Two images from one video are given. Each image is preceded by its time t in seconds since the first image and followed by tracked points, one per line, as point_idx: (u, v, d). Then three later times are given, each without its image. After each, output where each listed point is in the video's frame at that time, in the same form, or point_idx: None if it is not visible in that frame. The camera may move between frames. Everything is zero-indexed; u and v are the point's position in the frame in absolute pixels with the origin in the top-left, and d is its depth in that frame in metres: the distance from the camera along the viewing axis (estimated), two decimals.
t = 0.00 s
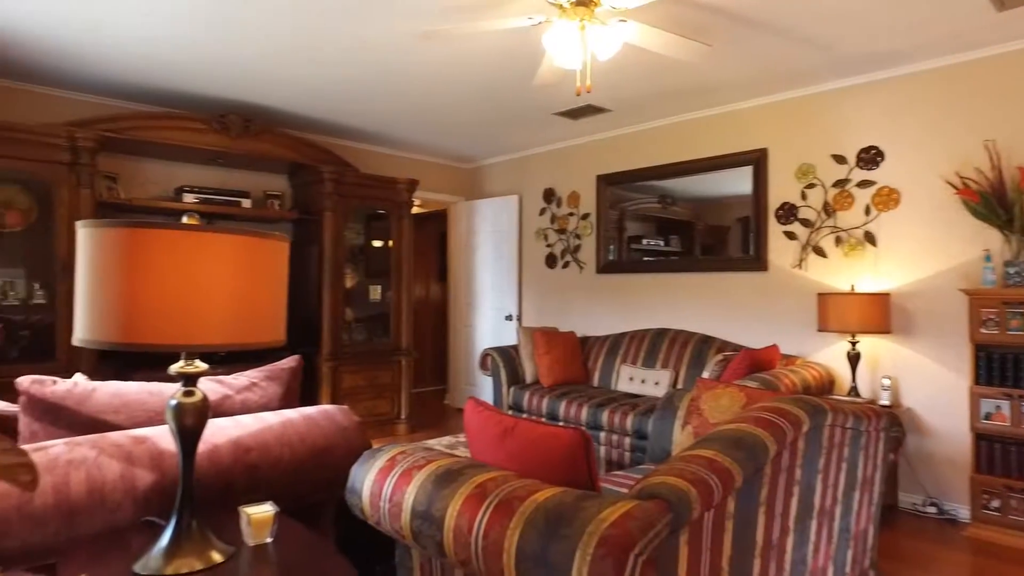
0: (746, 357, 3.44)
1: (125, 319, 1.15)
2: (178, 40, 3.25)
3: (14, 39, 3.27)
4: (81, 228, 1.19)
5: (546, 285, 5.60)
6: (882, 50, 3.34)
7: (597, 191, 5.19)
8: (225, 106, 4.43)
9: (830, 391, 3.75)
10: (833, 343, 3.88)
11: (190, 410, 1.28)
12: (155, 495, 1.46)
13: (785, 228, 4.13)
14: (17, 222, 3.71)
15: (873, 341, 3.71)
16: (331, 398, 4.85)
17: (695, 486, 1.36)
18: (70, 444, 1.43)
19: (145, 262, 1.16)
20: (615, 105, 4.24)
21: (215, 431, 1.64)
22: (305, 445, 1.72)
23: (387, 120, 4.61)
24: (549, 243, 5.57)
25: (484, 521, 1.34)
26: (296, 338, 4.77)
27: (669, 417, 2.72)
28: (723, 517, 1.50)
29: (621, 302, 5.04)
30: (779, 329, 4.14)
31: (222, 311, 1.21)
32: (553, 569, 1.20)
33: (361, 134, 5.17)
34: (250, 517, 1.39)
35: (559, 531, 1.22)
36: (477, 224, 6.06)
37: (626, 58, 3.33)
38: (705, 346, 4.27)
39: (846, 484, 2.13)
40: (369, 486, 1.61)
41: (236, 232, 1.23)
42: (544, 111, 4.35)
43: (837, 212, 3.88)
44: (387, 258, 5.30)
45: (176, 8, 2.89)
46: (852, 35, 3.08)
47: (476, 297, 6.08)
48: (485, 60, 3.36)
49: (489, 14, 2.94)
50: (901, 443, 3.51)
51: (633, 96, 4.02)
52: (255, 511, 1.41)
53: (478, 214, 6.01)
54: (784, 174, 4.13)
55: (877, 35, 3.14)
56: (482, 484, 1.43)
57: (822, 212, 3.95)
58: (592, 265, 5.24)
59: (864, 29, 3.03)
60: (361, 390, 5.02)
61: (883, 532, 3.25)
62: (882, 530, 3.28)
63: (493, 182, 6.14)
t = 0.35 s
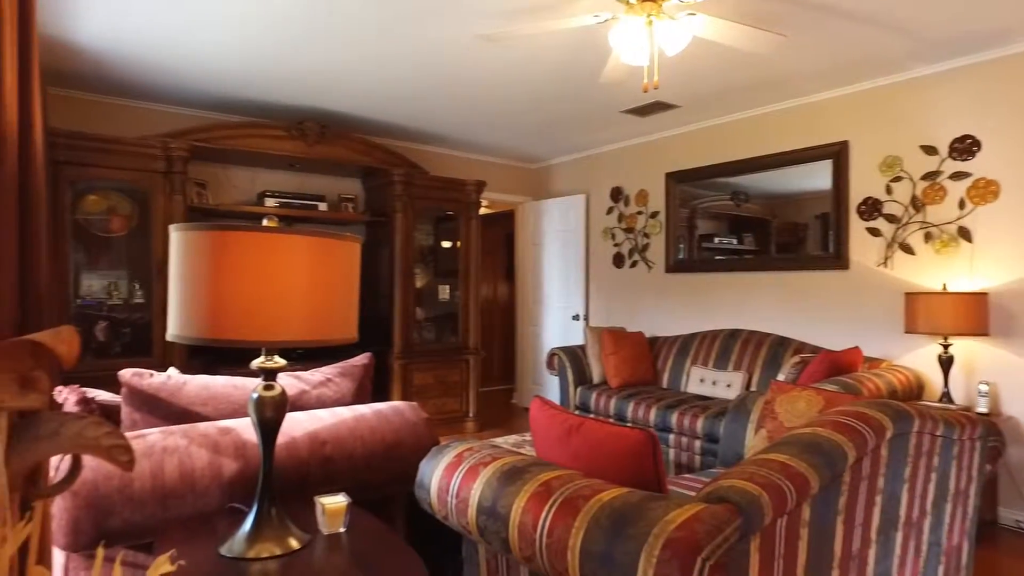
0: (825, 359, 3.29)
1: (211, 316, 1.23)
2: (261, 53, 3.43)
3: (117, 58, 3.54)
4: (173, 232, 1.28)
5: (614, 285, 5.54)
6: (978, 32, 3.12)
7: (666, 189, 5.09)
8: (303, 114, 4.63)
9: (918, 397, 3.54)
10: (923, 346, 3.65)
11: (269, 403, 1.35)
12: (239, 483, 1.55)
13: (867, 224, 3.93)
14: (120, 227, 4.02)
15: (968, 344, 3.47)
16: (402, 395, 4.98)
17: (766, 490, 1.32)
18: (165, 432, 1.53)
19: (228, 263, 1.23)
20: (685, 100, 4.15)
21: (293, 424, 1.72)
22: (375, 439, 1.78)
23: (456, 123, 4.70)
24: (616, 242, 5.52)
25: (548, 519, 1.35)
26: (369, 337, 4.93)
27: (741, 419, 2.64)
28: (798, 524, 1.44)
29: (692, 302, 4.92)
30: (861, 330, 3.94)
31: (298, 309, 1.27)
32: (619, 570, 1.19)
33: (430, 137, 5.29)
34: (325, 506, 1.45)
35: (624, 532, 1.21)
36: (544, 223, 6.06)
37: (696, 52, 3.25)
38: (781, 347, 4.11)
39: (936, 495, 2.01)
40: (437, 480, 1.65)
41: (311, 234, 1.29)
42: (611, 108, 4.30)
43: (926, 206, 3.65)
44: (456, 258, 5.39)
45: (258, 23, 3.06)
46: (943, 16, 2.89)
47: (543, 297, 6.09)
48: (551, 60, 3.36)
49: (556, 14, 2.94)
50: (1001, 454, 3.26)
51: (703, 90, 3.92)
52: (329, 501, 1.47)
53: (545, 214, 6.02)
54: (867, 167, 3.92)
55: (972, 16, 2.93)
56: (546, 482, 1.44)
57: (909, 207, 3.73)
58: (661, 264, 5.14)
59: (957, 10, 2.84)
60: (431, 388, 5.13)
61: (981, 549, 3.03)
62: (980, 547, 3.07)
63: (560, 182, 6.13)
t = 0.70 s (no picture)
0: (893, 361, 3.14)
1: (271, 313, 1.29)
2: (320, 61, 3.55)
3: (188, 70, 3.73)
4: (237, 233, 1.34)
5: (669, 284, 5.45)
6: None
7: (723, 186, 4.97)
8: (361, 118, 4.76)
9: (997, 402, 3.34)
10: (1002, 349, 3.44)
11: (325, 398, 1.40)
12: (297, 475, 1.61)
13: (940, 220, 3.73)
14: (191, 230, 4.24)
15: None
16: (456, 394, 5.05)
17: (824, 495, 1.28)
18: (228, 425, 1.61)
19: (288, 262, 1.28)
20: (742, 95, 4.05)
21: (349, 419, 1.77)
22: (427, 436, 1.81)
23: (509, 124, 4.74)
24: (671, 241, 5.43)
25: (596, 518, 1.34)
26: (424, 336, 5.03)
27: (801, 423, 2.55)
28: (858, 532, 1.39)
29: (750, 302, 4.79)
30: (933, 331, 3.75)
31: (352, 306, 1.31)
32: (667, 572, 1.17)
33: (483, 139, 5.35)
34: (377, 500, 1.49)
35: (674, 533, 1.20)
36: (597, 222, 6.02)
37: (754, 45, 3.16)
38: (845, 349, 3.94)
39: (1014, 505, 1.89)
40: (487, 477, 1.67)
41: (364, 234, 1.33)
42: (665, 105, 4.24)
43: (1006, 201, 3.44)
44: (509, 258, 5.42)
45: (317, 32, 3.16)
46: None
47: (596, 297, 6.05)
48: (602, 58, 3.34)
49: (608, 12, 2.93)
50: None
51: (762, 84, 3.81)
52: (381, 495, 1.51)
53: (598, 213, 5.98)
54: (940, 160, 3.73)
55: None
56: (595, 481, 1.44)
57: (987, 201, 3.52)
58: (718, 263, 5.02)
59: None
60: (484, 386, 5.18)
61: None
62: None
63: (613, 181, 6.08)
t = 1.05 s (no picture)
0: (948, 365, 3.02)
1: (316, 314, 1.33)
2: (363, 67, 3.62)
3: (238, 79, 3.87)
4: (284, 236, 1.39)
5: (712, 285, 5.36)
6: None
7: (768, 184, 4.86)
8: (403, 122, 4.84)
9: None
10: None
11: (367, 397, 1.43)
12: (341, 471, 1.66)
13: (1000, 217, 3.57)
14: (242, 234, 4.38)
15: None
16: (497, 394, 5.09)
17: (870, 502, 1.24)
18: (276, 422, 1.66)
19: (332, 265, 1.32)
20: (787, 92, 3.96)
21: (391, 418, 1.81)
22: (467, 435, 1.83)
23: (549, 125, 4.75)
24: (715, 241, 5.34)
25: (634, 520, 1.34)
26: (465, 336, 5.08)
27: (850, 427, 2.48)
28: (907, 540, 1.35)
29: (797, 303, 4.67)
30: (993, 333, 3.59)
31: (393, 308, 1.34)
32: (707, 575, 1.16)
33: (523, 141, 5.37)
34: (418, 497, 1.52)
35: (713, 537, 1.19)
36: (638, 222, 5.97)
37: (799, 40, 3.09)
38: (898, 351, 3.81)
39: None
40: (526, 477, 1.69)
41: (405, 237, 1.36)
42: (707, 104, 4.18)
43: None
44: (549, 259, 5.43)
45: (360, 39, 3.23)
46: None
47: (637, 297, 6.00)
48: (642, 58, 3.32)
49: (648, 10, 2.90)
50: None
51: (807, 80, 3.72)
52: (422, 493, 1.54)
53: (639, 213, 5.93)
54: (1000, 154, 3.57)
55: None
56: (633, 483, 1.43)
57: None
58: (763, 263, 4.92)
59: None
60: (524, 387, 5.20)
61: None
62: None
63: (654, 181, 6.02)
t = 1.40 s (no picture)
0: (989, 366, 2.93)
1: (348, 311, 1.36)
2: (393, 69, 3.67)
3: (272, 83, 3.95)
4: (317, 235, 1.42)
5: (744, 284, 5.29)
6: None
7: (801, 182, 4.78)
8: (432, 123, 4.89)
9: None
10: None
11: (397, 393, 1.45)
12: (372, 467, 1.69)
13: None
14: (276, 234, 4.48)
15: None
16: (525, 393, 5.10)
17: (905, 504, 1.22)
18: (309, 418, 1.70)
19: (363, 263, 1.35)
20: (821, 87, 3.88)
21: (420, 415, 1.83)
22: (495, 432, 1.85)
23: (577, 124, 4.75)
24: (746, 240, 5.27)
25: (663, 519, 1.34)
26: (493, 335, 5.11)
27: (886, 429, 2.43)
28: (944, 543, 1.32)
29: (831, 303, 4.58)
30: None
31: (422, 306, 1.36)
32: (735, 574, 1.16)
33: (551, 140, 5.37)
34: (447, 493, 1.54)
35: (742, 536, 1.18)
36: (668, 221, 5.91)
37: (834, 35, 3.03)
38: (937, 352, 3.71)
39: None
40: (553, 475, 1.70)
41: (434, 236, 1.38)
42: (738, 101, 4.13)
43: None
44: (577, 259, 5.42)
45: (391, 41, 3.28)
46: None
47: (665, 297, 5.95)
48: (671, 55, 3.29)
49: (678, 8, 2.88)
50: None
51: (842, 76, 3.65)
52: (451, 488, 1.55)
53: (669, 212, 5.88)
54: None
55: None
56: (662, 482, 1.43)
57: None
58: (796, 262, 4.84)
59: None
60: (552, 386, 5.20)
61: None
62: None
63: (684, 179, 5.97)
